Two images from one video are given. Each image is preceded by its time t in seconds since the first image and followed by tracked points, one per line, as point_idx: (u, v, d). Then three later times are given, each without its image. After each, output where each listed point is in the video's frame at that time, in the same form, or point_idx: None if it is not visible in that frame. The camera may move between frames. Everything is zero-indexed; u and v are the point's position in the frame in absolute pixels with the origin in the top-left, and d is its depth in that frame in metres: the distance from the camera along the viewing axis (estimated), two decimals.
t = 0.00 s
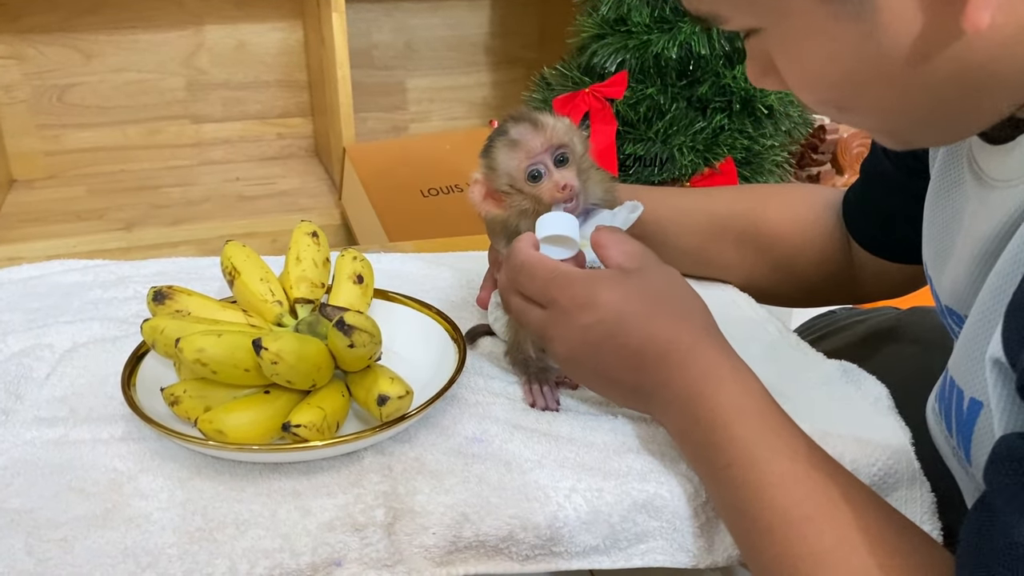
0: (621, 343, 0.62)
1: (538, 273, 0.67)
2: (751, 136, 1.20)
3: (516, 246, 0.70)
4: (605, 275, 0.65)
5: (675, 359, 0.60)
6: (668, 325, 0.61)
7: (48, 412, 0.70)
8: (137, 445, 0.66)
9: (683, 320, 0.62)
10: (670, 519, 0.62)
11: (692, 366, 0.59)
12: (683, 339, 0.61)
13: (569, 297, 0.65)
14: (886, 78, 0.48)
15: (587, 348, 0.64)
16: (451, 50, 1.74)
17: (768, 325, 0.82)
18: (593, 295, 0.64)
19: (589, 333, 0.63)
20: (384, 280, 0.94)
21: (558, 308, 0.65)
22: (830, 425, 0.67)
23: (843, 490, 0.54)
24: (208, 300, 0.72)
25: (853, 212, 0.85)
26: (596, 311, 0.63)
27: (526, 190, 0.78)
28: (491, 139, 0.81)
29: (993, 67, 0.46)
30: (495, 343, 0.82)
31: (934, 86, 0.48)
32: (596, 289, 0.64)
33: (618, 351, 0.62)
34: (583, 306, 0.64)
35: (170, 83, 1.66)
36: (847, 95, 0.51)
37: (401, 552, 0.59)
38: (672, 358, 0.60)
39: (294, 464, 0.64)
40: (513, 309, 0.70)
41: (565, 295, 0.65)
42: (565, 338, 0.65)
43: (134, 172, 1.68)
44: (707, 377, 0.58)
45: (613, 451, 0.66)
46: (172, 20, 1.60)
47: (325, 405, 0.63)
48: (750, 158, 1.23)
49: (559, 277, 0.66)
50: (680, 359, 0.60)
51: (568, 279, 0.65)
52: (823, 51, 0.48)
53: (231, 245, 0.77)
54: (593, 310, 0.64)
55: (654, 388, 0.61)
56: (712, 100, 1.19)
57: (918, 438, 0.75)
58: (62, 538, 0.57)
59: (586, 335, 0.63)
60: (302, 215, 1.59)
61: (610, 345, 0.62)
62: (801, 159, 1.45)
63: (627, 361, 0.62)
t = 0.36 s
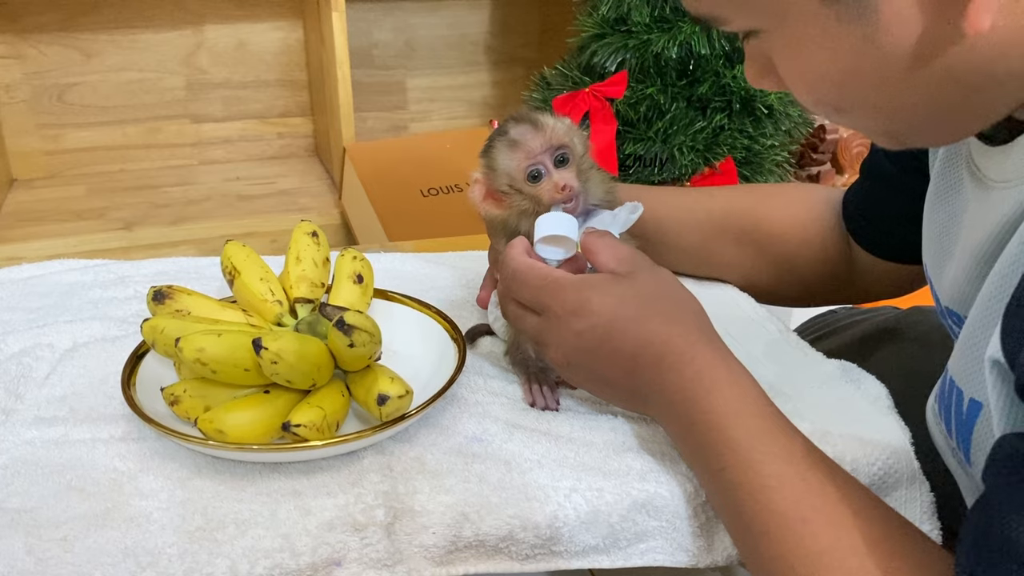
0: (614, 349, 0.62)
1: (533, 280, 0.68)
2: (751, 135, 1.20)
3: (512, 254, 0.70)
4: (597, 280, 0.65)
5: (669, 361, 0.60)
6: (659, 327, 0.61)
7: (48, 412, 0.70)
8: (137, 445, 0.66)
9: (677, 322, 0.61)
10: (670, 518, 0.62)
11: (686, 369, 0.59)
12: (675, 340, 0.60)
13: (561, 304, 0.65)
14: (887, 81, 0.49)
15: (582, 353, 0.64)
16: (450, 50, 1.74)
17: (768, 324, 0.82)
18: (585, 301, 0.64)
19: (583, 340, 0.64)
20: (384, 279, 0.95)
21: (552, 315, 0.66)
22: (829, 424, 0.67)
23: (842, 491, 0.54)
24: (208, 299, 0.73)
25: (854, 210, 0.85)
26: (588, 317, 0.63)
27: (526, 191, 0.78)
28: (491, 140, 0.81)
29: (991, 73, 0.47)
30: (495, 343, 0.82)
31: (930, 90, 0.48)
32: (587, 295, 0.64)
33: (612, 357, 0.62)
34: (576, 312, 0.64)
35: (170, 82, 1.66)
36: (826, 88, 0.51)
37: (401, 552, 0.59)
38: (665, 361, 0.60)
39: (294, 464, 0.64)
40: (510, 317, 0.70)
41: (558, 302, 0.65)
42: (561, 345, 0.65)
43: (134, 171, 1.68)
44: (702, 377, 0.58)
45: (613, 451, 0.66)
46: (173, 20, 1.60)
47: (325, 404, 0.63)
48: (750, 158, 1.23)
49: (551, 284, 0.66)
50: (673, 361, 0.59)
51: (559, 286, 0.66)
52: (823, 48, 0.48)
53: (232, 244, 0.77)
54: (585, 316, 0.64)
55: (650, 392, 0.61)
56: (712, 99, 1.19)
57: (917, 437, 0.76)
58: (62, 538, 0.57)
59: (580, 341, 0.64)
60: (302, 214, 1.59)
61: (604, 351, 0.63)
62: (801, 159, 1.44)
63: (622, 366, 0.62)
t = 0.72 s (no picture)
0: (620, 337, 0.61)
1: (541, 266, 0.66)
2: (752, 135, 1.20)
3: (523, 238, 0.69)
4: (604, 270, 0.64)
5: (675, 356, 0.59)
6: (668, 319, 0.60)
7: (51, 410, 0.70)
8: (139, 444, 0.66)
9: (686, 319, 0.61)
10: (671, 516, 0.62)
11: (693, 362, 0.58)
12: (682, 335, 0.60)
13: (568, 293, 0.64)
14: (887, 15, 0.46)
15: (586, 343, 0.62)
16: (451, 50, 1.74)
17: (769, 323, 0.82)
18: (592, 289, 0.63)
19: (587, 328, 0.62)
20: (387, 278, 0.95)
21: (557, 300, 0.64)
22: (831, 423, 0.68)
23: (844, 488, 0.54)
24: (209, 298, 0.73)
25: (856, 212, 0.85)
26: (595, 304, 0.62)
27: (526, 192, 0.79)
28: (492, 140, 0.81)
29: (988, 21, 0.44)
30: (497, 342, 0.82)
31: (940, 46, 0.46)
32: (596, 283, 0.63)
33: (617, 346, 0.61)
34: (582, 301, 0.63)
35: (171, 82, 1.66)
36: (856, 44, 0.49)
37: (403, 550, 0.59)
38: (672, 353, 0.59)
39: (297, 462, 0.64)
40: (512, 305, 0.69)
41: (566, 287, 0.64)
42: (564, 331, 0.64)
43: (136, 171, 1.69)
44: (707, 372, 0.58)
45: (614, 449, 0.66)
46: (173, 19, 1.61)
47: (327, 402, 0.63)
48: (751, 157, 1.23)
49: (559, 270, 0.65)
50: (680, 355, 0.59)
51: (567, 273, 0.65)
52: None
53: (234, 244, 0.77)
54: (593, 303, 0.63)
55: (654, 384, 0.60)
56: (713, 99, 1.19)
57: (918, 435, 0.76)
58: (66, 536, 0.57)
59: (585, 330, 0.62)
60: (304, 213, 1.59)
61: (609, 338, 0.62)
62: (803, 157, 1.43)
63: (627, 355, 0.61)
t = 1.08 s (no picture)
0: (638, 297, 0.58)
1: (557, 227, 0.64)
2: (752, 134, 1.20)
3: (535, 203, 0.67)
4: (620, 233, 0.62)
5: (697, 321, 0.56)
6: (688, 282, 0.58)
7: (53, 410, 0.70)
8: (141, 443, 0.66)
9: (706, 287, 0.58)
10: (671, 515, 0.62)
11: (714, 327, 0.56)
12: (701, 299, 0.57)
13: (584, 254, 0.61)
14: None
15: (601, 305, 0.60)
16: (451, 49, 1.75)
17: (770, 323, 0.82)
18: (611, 249, 0.60)
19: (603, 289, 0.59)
20: (388, 277, 0.95)
21: (573, 260, 0.62)
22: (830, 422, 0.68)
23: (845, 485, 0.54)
24: (210, 297, 0.73)
25: (865, 189, 0.85)
26: (613, 264, 0.59)
27: (526, 187, 0.78)
28: (493, 137, 0.81)
29: None
30: (497, 341, 0.82)
31: None
32: (615, 243, 0.60)
33: (634, 306, 0.58)
34: (598, 261, 0.60)
35: (172, 82, 1.66)
36: None
37: (404, 548, 0.60)
38: (693, 316, 0.56)
39: (298, 461, 0.64)
40: (517, 272, 0.66)
41: (583, 246, 0.61)
42: (579, 293, 0.61)
43: (136, 171, 1.69)
44: (727, 338, 0.55)
45: (613, 447, 0.66)
46: (174, 20, 1.61)
47: (328, 401, 0.63)
48: (751, 157, 1.23)
49: (576, 229, 0.62)
50: (700, 318, 0.56)
51: (585, 234, 0.62)
52: None
53: (235, 243, 0.77)
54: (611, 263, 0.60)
55: (669, 348, 0.57)
56: (713, 98, 1.19)
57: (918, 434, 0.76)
58: (67, 535, 0.57)
59: (600, 291, 0.59)
60: (304, 213, 1.59)
61: (625, 300, 0.59)
62: (802, 158, 1.41)
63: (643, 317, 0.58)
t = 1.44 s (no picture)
0: (668, 291, 0.57)
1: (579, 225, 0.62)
2: (752, 135, 1.20)
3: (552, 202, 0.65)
4: (644, 228, 0.61)
5: (724, 307, 0.56)
6: (713, 270, 0.57)
7: (54, 411, 0.71)
8: (142, 444, 0.66)
9: (730, 272, 0.58)
10: (671, 516, 0.63)
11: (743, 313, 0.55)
12: (726, 283, 0.57)
13: (611, 249, 0.60)
14: None
15: (630, 300, 0.59)
16: (451, 50, 1.75)
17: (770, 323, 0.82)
18: (637, 243, 0.59)
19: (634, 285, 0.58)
20: (389, 278, 0.95)
21: (600, 258, 0.60)
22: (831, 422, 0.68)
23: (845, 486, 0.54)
24: (211, 299, 0.73)
25: (874, 180, 0.84)
26: (641, 259, 0.58)
27: (528, 192, 0.78)
28: (494, 140, 0.81)
29: None
30: (496, 342, 0.82)
31: None
32: (642, 239, 0.59)
33: (663, 300, 0.57)
34: (626, 256, 0.59)
35: (172, 83, 1.66)
36: None
37: (405, 549, 0.60)
38: (719, 303, 0.56)
39: (298, 462, 0.64)
40: (541, 275, 0.64)
41: (609, 243, 0.60)
42: (608, 290, 0.59)
43: (137, 172, 1.69)
44: (755, 322, 0.55)
45: (615, 447, 0.66)
46: (174, 20, 1.61)
47: (328, 402, 0.63)
48: (751, 157, 1.23)
49: (601, 226, 0.61)
50: (727, 304, 0.56)
51: (610, 229, 0.60)
52: None
53: (236, 245, 0.77)
54: (639, 258, 0.58)
55: (700, 336, 0.56)
56: (713, 99, 1.19)
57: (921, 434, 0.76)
58: (69, 536, 0.58)
59: (630, 286, 0.58)
60: (305, 214, 1.59)
61: (655, 293, 0.58)
62: (802, 158, 1.41)
63: (672, 308, 0.57)
